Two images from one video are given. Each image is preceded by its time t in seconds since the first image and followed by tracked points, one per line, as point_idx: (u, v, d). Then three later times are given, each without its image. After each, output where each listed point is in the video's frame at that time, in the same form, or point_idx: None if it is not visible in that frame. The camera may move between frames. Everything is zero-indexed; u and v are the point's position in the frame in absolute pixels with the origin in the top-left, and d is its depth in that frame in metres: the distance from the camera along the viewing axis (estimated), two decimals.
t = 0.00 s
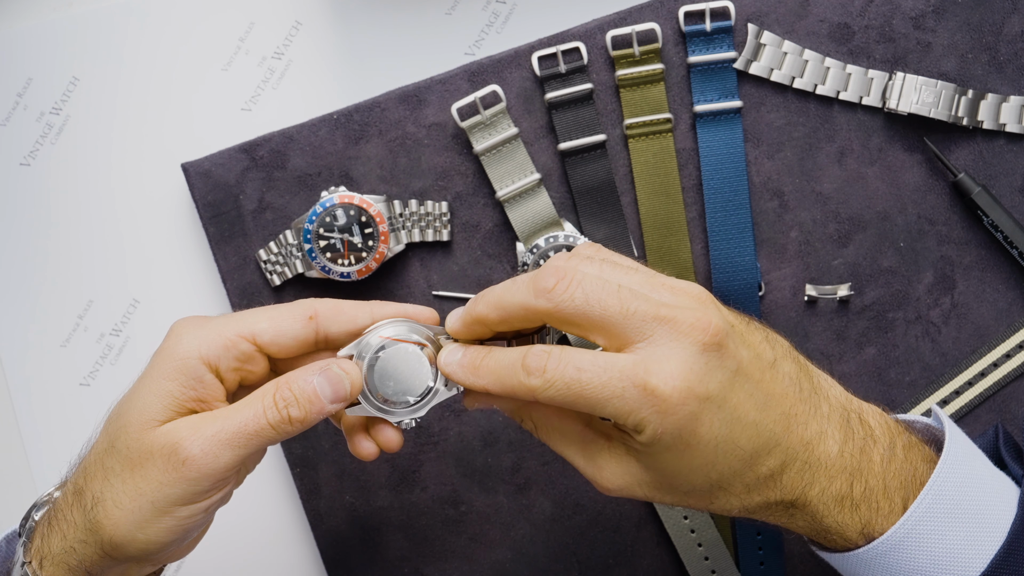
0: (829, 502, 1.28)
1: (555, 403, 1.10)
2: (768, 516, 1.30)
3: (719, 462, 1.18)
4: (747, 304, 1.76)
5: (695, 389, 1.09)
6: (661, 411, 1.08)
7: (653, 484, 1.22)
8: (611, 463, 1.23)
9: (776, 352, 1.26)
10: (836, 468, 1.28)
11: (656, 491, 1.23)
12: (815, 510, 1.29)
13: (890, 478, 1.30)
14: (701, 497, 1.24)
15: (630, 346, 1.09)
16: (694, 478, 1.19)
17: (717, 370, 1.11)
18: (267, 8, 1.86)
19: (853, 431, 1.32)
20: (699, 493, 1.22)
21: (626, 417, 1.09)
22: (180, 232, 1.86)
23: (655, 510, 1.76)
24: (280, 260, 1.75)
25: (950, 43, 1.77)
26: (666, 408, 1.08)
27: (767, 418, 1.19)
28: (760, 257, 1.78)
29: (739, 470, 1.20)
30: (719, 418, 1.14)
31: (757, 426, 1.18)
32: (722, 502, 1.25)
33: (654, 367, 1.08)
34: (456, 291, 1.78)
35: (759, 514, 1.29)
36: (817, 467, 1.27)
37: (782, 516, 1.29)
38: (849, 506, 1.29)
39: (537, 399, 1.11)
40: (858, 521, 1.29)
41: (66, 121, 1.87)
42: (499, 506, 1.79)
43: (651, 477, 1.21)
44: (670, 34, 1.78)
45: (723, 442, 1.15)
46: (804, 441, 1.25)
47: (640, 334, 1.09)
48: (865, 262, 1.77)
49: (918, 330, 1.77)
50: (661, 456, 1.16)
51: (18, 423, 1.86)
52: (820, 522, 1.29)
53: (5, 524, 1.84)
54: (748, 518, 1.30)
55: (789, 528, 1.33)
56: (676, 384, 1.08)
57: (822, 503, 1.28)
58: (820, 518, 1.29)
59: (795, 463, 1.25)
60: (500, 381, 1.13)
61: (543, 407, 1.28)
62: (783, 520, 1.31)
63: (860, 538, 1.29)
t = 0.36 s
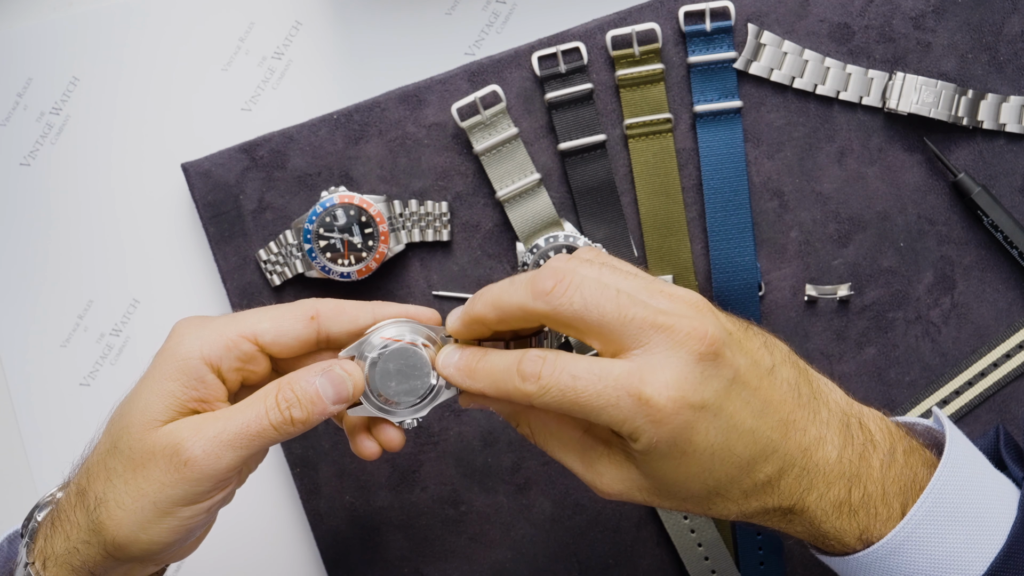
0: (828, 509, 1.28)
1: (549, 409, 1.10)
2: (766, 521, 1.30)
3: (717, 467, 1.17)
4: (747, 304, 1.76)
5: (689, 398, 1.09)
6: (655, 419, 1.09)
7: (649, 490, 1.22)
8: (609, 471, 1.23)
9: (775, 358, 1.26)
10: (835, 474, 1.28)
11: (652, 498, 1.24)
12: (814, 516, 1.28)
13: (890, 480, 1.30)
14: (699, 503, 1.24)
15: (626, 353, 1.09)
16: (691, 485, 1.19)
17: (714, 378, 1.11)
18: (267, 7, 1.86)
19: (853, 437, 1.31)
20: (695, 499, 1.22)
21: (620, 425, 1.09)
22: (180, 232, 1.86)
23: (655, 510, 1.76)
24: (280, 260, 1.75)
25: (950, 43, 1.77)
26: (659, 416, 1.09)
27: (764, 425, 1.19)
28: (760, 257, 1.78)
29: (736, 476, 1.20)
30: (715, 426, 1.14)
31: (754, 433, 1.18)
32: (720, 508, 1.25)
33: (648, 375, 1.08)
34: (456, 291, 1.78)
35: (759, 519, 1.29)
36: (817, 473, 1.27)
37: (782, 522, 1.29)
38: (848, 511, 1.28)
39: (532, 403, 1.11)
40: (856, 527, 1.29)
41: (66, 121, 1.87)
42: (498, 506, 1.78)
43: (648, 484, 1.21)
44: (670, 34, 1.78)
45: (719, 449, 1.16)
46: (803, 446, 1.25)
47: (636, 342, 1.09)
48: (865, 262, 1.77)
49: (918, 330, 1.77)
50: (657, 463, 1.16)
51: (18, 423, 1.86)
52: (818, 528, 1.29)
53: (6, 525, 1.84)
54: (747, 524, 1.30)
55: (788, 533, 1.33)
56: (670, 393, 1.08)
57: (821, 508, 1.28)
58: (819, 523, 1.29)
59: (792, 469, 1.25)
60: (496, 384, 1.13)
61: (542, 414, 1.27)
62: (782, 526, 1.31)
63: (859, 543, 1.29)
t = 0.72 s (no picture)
0: (829, 498, 1.28)
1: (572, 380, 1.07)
2: (769, 513, 1.30)
3: (723, 452, 1.17)
4: (747, 304, 1.76)
5: (707, 376, 1.10)
6: (675, 395, 1.08)
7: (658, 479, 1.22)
8: (613, 463, 1.23)
9: (775, 348, 1.28)
10: (836, 463, 1.28)
11: (661, 491, 1.23)
12: (816, 507, 1.29)
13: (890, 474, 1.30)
14: (703, 492, 1.24)
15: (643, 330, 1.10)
16: (697, 468, 1.19)
17: (727, 358, 1.12)
18: (267, 8, 1.86)
19: (851, 427, 1.32)
20: (702, 484, 1.22)
21: (642, 400, 1.08)
22: (180, 232, 1.86)
23: (655, 510, 1.76)
24: (280, 260, 1.75)
25: (951, 43, 1.77)
26: (679, 393, 1.08)
27: (770, 409, 1.19)
28: (761, 257, 1.78)
29: (740, 460, 1.20)
30: (728, 408, 1.13)
31: (762, 417, 1.18)
32: (725, 498, 1.24)
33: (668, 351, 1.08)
34: (456, 291, 1.78)
35: (761, 510, 1.28)
36: (818, 463, 1.27)
37: (785, 514, 1.30)
38: (848, 501, 1.28)
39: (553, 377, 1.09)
40: (857, 517, 1.28)
41: (66, 121, 1.87)
42: (499, 506, 1.78)
43: (656, 472, 1.21)
44: (670, 34, 1.78)
45: (729, 432, 1.15)
46: (805, 434, 1.25)
47: (652, 320, 1.10)
48: (865, 262, 1.77)
49: (918, 330, 1.77)
50: (666, 446, 1.15)
51: (18, 423, 1.86)
52: (820, 518, 1.29)
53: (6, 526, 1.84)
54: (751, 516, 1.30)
55: (790, 526, 1.32)
56: (690, 369, 1.08)
57: (823, 498, 1.28)
58: (821, 513, 1.29)
59: (797, 455, 1.25)
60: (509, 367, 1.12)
61: (544, 407, 1.28)
62: (785, 518, 1.31)
63: (859, 535, 1.29)
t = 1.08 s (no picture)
0: (832, 498, 1.28)
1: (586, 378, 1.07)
2: (771, 514, 1.29)
3: (729, 451, 1.17)
4: (747, 304, 1.76)
5: (717, 374, 1.10)
6: (687, 392, 1.08)
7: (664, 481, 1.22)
8: (617, 462, 1.23)
9: (778, 348, 1.28)
10: (839, 464, 1.28)
11: (666, 492, 1.23)
12: (818, 507, 1.29)
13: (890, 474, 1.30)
14: (706, 492, 1.24)
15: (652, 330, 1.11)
16: (703, 467, 1.19)
17: (736, 357, 1.12)
18: (267, 7, 1.86)
19: (852, 428, 1.32)
20: (707, 484, 1.22)
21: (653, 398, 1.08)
22: (180, 232, 1.86)
23: (656, 510, 1.76)
24: (280, 261, 1.75)
25: (950, 43, 1.77)
26: (690, 390, 1.08)
27: (776, 409, 1.19)
28: (761, 257, 1.78)
29: (745, 459, 1.20)
30: (736, 406, 1.13)
31: (769, 417, 1.18)
32: (729, 498, 1.24)
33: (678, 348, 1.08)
34: (456, 291, 1.78)
35: (763, 511, 1.28)
36: (820, 463, 1.27)
37: (788, 514, 1.29)
38: (851, 502, 1.28)
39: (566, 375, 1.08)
40: (859, 518, 1.28)
41: (66, 121, 1.87)
42: (499, 506, 1.78)
43: (661, 472, 1.21)
44: (671, 34, 1.78)
45: (736, 431, 1.15)
46: (809, 435, 1.25)
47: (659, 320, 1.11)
48: (865, 262, 1.77)
49: (918, 330, 1.77)
50: (672, 444, 1.15)
51: (19, 423, 1.86)
52: (822, 518, 1.29)
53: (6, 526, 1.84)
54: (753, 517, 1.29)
55: (792, 527, 1.32)
56: (700, 366, 1.09)
57: (825, 498, 1.28)
58: (823, 513, 1.29)
59: (802, 455, 1.25)
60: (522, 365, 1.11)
61: (547, 409, 1.28)
62: (787, 518, 1.30)
63: (861, 535, 1.29)
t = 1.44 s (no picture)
0: (833, 497, 1.28)
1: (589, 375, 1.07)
2: (772, 513, 1.29)
3: (732, 448, 1.17)
4: (747, 304, 1.76)
5: (721, 370, 1.10)
6: (691, 388, 1.08)
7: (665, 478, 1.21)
8: (618, 460, 1.23)
9: (778, 347, 1.28)
10: (839, 463, 1.28)
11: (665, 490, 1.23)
12: (819, 506, 1.29)
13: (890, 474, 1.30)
14: (708, 491, 1.24)
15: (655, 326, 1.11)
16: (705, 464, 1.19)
17: (739, 354, 1.12)
18: (267, 8, 1.86)
19: (852, 427, 1.32)
20: (709, 481, 1.22)
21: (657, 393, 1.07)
22: (180, 232, 1.86)
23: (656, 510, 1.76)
24: (280, 261, 1.75)
25: (950, 43, 1.77)
26: (694, 386, 1.08)
27: (778, 406, 1.19)
28: (761, 257, 1.78)
29: (746, 457, 1.20)
30: (740, 403, 1.14)
31: (771, 414, 1.18)
32: (729, 496, 1.24)
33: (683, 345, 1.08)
34: (456, 291, 1.78)
35: (765, 510, 1.28)
36: (822, 462, 1.27)
37: (788, 512, 1.29)
38: (852, 500, 1.28)
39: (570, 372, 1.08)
40: (859, 516, 1.28)
41: (66, 121, 1.87)
42: (499, 506, 1.78)
43: (663, 469, 1.21)
44: (670, 34, 1.78)
45: (739, 428, 1.15)
46: (810, 433, 1.25)
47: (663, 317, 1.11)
48: (865, 262, 1.77)
49: (918, 330, 1.77)
50: (675, 441, 1.15)
51: (19, 423, 1.86)
52: (823, 517, 1.29)
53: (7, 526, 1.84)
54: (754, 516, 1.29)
55: (793, 526, 1.32)
56: (704, 361, 1.09)
57: (826, 497, 1.28)
58: (824, 512, 1.29)
59: (803, 454, 1.25)
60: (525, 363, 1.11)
61: (548, 409, 1.28)
62: (787, 516, 1.30)
63: (861, 535, 1.29)
